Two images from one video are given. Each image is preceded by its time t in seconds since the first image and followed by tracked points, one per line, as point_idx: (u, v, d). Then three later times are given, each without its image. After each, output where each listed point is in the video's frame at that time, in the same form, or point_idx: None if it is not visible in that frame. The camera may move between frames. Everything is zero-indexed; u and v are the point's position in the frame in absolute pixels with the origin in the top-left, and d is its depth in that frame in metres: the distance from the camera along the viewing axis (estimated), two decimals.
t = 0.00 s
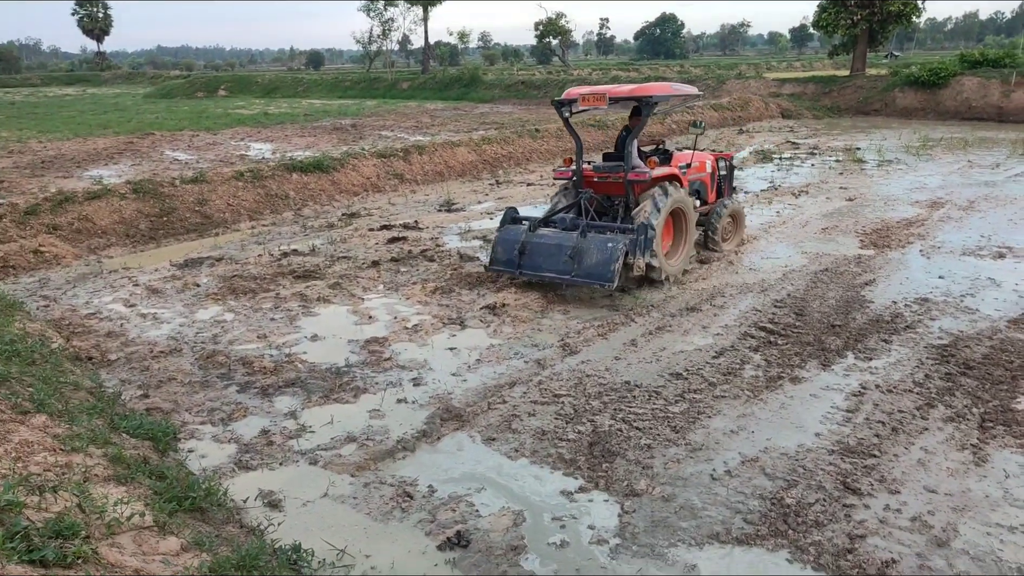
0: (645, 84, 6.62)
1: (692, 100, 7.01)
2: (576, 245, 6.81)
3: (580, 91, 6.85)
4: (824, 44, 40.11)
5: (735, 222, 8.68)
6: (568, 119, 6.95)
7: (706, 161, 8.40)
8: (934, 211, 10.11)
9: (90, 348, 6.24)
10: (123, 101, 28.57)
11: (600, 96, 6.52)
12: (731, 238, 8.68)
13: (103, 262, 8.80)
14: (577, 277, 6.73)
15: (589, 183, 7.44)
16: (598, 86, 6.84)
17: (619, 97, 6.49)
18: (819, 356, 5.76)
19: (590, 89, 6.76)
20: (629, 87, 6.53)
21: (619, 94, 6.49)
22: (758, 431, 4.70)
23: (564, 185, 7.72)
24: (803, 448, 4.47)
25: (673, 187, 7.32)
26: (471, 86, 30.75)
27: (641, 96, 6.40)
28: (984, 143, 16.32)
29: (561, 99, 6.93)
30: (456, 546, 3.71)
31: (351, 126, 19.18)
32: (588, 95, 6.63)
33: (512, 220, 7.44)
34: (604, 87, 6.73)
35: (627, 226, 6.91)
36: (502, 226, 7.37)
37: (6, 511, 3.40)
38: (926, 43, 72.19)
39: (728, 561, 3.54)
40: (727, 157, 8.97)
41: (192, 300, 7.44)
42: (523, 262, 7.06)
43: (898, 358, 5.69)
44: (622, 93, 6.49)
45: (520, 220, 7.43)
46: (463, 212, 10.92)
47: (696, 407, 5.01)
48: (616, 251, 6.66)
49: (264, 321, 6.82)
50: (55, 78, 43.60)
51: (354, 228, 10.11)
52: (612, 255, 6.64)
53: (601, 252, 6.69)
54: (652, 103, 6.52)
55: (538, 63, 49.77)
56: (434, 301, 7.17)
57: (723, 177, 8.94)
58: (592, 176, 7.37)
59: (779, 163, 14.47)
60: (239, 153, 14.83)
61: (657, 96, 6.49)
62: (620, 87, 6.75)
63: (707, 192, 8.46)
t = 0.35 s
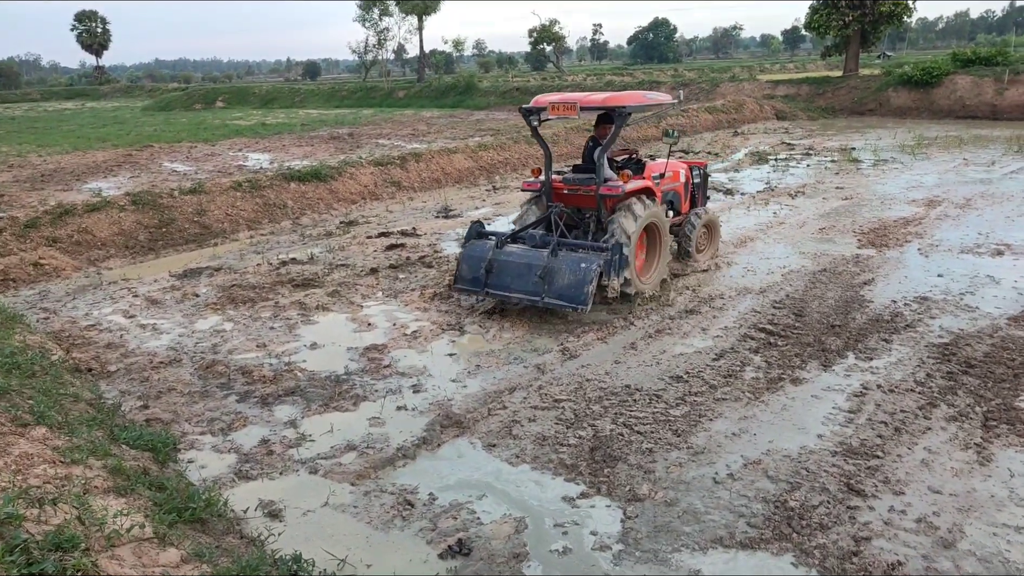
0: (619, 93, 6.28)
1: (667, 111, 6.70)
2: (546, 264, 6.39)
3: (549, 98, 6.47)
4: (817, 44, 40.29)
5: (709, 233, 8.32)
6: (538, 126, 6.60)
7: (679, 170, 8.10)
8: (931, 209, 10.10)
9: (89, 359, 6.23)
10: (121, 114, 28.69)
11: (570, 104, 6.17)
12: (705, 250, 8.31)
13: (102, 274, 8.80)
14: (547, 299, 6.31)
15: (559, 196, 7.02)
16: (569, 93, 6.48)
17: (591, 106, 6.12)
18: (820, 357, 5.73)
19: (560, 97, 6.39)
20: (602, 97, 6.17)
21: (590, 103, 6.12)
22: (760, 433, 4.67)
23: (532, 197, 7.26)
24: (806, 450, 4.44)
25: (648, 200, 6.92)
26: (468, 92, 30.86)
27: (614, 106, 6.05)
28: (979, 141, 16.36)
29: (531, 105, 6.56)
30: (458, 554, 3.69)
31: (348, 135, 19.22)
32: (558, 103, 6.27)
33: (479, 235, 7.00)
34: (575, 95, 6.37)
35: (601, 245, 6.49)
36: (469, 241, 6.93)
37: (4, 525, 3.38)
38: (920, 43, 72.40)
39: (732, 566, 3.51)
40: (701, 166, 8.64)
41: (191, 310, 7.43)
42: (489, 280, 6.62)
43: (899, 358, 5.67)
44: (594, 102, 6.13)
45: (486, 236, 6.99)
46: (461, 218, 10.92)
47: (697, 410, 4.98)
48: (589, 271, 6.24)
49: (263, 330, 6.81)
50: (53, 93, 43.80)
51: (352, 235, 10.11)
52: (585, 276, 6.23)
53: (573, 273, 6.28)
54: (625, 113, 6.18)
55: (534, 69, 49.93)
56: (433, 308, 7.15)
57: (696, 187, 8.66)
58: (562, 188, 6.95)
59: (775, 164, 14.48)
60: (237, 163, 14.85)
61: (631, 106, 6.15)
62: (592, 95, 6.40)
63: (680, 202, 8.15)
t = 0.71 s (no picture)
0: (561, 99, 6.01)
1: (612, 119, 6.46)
2: (479, 279, 5.97)
3: (490, 100, 6.19)
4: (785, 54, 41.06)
5: (654, 244, 8.06)
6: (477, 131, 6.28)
7: (626, 181, 7.79)
8: (890, 221, 10.37)
9: (39, 352, 6.05)
10: (82, 101, 27.92)
11: (511, 110, 5.91)
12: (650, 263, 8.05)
13: (55, 265, 8.56)
14: (477, 317, 5.89)
15: (496, 206, 6.61)
16: (511, 96, 6.19)
17: (531, 111, 5.85)
18: (778, 362, 5.84)
19: (500, 99, 6.11)
20: (542, 102, 5.90)
21: (530, 108, 5.85)
22: (717, 436, 4.74)
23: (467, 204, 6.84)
24: (761, 453, 4.53)
25: (589, 214, 6.59)
26: (440, 91, 30.76)
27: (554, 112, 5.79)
28: (937, 157, 16.83)
29: (470, 107, 6.24)
30: (415, 554, 3.67)
31: (317, 130, 19.01)
32: (498, 107, 6.01)
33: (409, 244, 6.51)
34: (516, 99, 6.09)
35: (538, 260, 6.11)
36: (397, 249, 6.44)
37: None
38: (884, 59, 74.31)
39: (686, 567, 3.55)
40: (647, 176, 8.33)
41: (148, 304, 7.27)
42: (417, 294, 6.15)
43: (854, 365, 5.80)
44: (534, 107, 5.86)
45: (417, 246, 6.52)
46: (428, 217, 10.87)
47: (657, 413, 5.04)
48: (524, 289, 5.84)
49: (223, 325, 6.69)
50: (10, 77, 42.49)
51: (318, 231, 10.00)
52: (519, 294, 5.83)
53: (507, 289, 5.86)
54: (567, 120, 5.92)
55: (507, 70, 49.96)
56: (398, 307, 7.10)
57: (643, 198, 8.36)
58: (500, 197, 6.55)
59: (741, 173, 14.72)
60: (201, 155, 14.58)
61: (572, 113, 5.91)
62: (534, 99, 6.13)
63: (625, 214, 7.83)
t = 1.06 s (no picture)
0: (484, 104, 5.62)
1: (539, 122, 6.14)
2: (392, 301, 5.41)
3: (408, 105, 5.72)
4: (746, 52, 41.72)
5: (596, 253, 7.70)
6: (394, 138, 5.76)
7: (566, 187, 7.28)
8: (849, 218, 10.58)
9: None
10: (35, 100, 27.17)
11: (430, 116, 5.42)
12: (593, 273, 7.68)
13: (9, 267, 8.32)
14: (389, 343, 5.33)
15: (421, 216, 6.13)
16: (430, 101, 5.74)
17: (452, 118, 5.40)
18: (741, 358, 5.92)
19: (419, 104, 5.65)
20: (463, 107, 5.49)
21: (450, 114, 5.42)
22: (682, 431, 4.79)
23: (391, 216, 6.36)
24: (725, 448, 4.58)
25: (522, 225, 6.12)
26: (404, 89, 30.60)
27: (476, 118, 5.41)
28: (894, 154, 17.22)
29: (386, 113, 5.72)
30: (382, 555, 3.65)
31: (279, 129, 18.76)
32: (416, 113, 5.49)
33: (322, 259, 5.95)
34: (435, 104, 5.66)
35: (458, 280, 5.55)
36: (309, 266, 5.90)
37: None
38: (844, 59, 75.78)
39: (652, 561, 3.58)
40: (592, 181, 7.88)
41: (106, 307, 7.11)
42: (327, 315, 5.61)
43: (815, 359, 5.91)
44: (454, 113, 5.44)
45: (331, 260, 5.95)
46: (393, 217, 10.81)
47: (622, 409, 5.07)
48: (439, 313, 5.27)
49: (183, 328, 6.57)
50: None
51: (280, 231, 9.87)
52: (433, 319, 5.27)
53: (421, 313, 5.30)
54: (490, 127, 5.54)
55: (472, 69, 49.88)
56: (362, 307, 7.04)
57: (587, 203, 7.88)
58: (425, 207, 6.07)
59: (704, 171, 14.90)
60: (160, 155, 14.30)
61: (495, 120, 5.53)
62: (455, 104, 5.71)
63: (566, 221, 7.35)
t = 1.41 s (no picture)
0: (428, 104, 5.27)
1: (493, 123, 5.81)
2: (331, 319, 5.03)
3: (349, 108, 5.39)
4: (741, 46, 41.68)
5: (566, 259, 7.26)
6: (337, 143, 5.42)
7: (531, 188, 6.89)
8: (846, 213, 10.57)
9: None
10: (29, 98, 27.12)
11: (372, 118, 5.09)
12: (561, 280, 7.24)
13: (6, 265, 8.31)
14: (328, 365, 4.93)
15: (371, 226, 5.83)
16: (372, 102, 5.39)
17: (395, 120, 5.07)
18: (737, 354, 5.92)
19: (360, 106, 5.31)
20: (405, 109, 5.15)
21: (391, 115, 5.08)
22: (678, 427, 4.79)
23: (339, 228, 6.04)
24: (721, 444, 4.59)
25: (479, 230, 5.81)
26: (399, 86, 30.54)
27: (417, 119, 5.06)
28: (890, 149, 17.20)
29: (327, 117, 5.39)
30: (379, 550, 3.65)
31: (274, 126, 18.71)
32: (357, 115, 5.16)
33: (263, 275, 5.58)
34: (377, 105, 5.31)
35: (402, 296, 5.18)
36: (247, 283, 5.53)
37: None
38: (840, 54, 75.73)
39: (649, 557, 3.59)
40: (562, 182, 7.45)
41: (103, 304, 7.10)
42: (265, 336, 5.24)
43: (812, 355, 5.91)
44: (395, 114, 5.10)
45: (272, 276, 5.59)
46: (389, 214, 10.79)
47: (618, 405, 5.07)
48: (379, 332, 4.88)
49: (180, 325, 6.56)
50: None
51: (276, 229, 9.86)
52: (375, 338, 4.88)
53: (361, 333, 4.92)
54: (435, 128, 5.20)
55: (466, 65, 49.78)
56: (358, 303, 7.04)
57: (559, 205, 7.47)
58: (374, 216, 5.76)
59: (700, 166, 14.88)
60: (156, 152, 14.27)
61: (440, 120, 5.18)
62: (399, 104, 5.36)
63: (532, 225, 6.96)
